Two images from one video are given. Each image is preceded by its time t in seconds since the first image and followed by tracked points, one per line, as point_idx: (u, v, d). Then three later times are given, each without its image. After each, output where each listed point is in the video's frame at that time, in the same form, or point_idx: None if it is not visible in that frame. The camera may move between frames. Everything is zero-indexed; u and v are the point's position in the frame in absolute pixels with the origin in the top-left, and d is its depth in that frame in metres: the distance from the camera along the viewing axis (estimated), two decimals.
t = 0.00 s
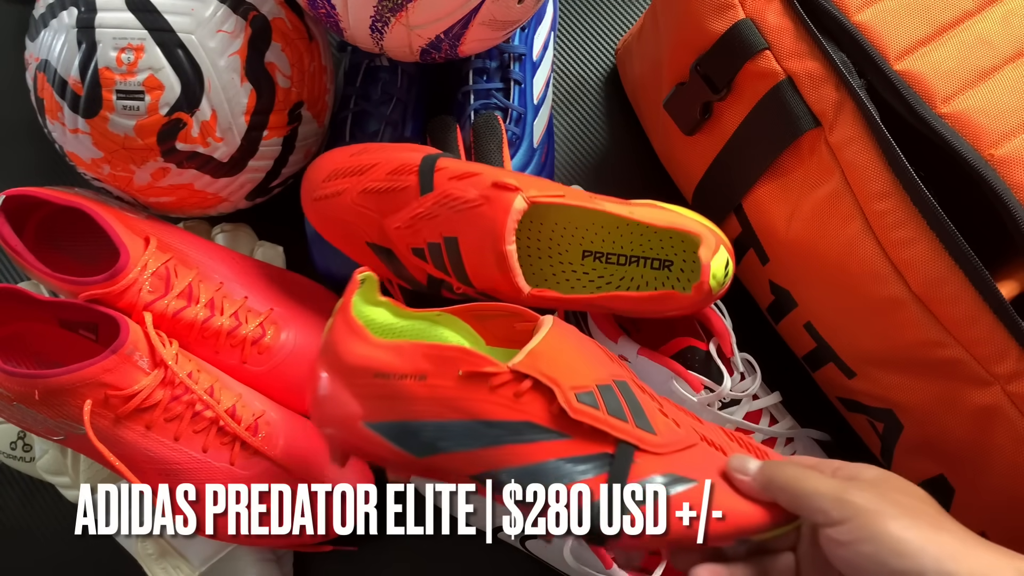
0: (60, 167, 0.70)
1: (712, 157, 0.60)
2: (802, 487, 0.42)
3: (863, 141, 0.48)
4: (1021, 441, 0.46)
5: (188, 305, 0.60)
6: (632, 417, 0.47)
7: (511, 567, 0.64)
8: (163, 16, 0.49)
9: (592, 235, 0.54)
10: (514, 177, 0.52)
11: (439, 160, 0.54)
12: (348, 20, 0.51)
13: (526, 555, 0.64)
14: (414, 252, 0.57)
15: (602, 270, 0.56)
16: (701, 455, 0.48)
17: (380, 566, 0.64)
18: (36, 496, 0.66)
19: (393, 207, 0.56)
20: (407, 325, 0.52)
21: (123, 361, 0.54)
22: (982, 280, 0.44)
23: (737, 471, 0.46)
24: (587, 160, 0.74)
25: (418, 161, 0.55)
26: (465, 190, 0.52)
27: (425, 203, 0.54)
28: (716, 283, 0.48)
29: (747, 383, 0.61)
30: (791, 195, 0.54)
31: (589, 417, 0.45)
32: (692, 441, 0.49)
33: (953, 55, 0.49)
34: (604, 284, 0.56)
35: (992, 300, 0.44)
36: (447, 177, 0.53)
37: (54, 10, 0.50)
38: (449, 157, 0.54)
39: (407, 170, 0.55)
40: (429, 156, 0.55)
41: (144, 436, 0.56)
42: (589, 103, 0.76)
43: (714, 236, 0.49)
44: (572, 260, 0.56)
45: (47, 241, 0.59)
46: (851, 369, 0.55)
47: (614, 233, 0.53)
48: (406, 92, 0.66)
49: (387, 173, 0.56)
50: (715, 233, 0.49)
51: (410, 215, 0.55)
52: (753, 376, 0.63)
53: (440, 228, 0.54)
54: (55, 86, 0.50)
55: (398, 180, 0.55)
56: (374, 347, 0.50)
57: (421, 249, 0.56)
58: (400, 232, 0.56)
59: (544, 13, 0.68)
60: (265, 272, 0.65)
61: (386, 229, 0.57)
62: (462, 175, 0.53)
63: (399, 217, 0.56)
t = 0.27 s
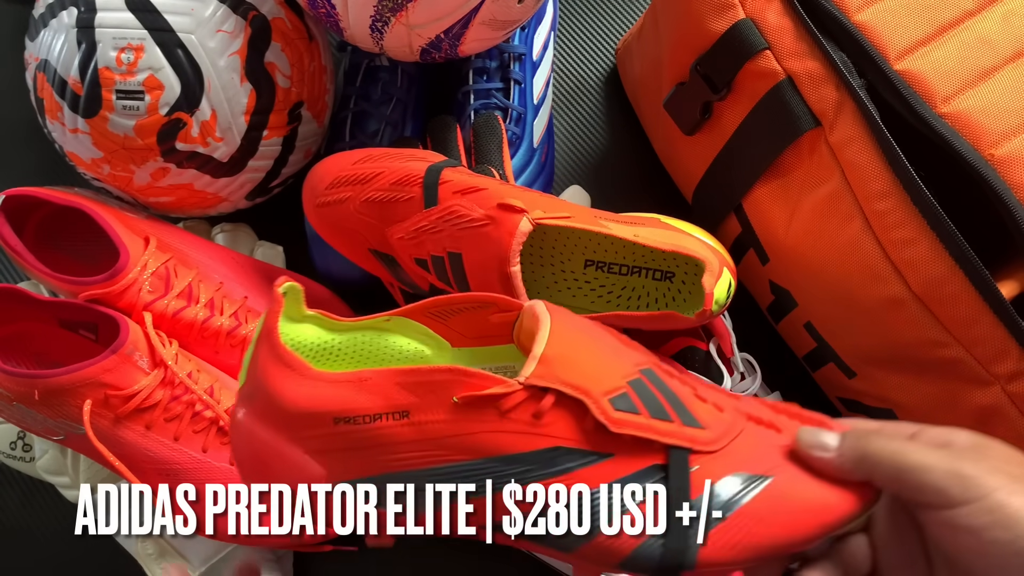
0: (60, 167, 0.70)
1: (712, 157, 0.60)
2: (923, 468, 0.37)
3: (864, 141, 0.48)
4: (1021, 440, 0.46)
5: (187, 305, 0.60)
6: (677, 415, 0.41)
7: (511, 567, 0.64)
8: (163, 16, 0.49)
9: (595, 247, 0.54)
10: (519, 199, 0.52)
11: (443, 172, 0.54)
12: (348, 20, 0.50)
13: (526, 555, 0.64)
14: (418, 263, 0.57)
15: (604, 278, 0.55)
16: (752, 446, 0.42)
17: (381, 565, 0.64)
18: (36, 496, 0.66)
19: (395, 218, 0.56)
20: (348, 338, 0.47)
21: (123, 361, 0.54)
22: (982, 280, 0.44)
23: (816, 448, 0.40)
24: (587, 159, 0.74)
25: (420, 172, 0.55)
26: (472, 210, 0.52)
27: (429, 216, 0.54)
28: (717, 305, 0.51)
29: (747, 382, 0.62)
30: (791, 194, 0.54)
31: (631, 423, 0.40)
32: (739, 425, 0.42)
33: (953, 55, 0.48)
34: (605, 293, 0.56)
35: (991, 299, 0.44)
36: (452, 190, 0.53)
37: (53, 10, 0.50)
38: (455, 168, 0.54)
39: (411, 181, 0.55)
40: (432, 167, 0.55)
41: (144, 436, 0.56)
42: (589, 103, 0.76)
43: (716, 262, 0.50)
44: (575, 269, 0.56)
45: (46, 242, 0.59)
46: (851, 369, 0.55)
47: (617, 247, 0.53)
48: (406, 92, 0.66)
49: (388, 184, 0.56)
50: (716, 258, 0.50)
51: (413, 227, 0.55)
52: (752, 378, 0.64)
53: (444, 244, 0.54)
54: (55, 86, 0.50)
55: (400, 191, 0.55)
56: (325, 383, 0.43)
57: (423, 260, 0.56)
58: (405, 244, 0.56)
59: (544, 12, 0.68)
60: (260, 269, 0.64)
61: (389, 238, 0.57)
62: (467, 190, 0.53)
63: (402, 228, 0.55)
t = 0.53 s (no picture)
0: (59, 167, 0.70)
1: (712, 156, 0.60)
2: (1000, 408, 0.36)
3: (864, 141, 0.48)
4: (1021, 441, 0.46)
5: (187, 305, 0.60)
6: (710, 394, 0.38)
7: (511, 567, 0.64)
8: (163, 16, 0.49)
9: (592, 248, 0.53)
10: (519, 199, 0.52)
11: (444, 171, 0.55)
12: (348, 20, 0.50)
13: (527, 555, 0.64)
14: (418, 263, 0.56)
15: (604, 278, 0.55)
16: (794, 401, 0.39)
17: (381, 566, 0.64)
18: (35, 496, 0.66)
19: (395, 218, 0.56)
20: (312, 364, 0.48)
21: (122, 361, 0.54)
22: (982, 279, 0.44)
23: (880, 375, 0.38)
24: (587, 159, 0.74)
25: (420, 173, 0.55)
26: (471, 211, 0.52)
27: (429, 216, 0.54)
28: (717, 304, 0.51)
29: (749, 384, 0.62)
30: (791, 194, 0.54)
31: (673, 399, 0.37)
32: (771, 383, 0.40)
33: (954, 55, 0.48)
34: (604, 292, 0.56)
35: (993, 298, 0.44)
36: (452, 190, 0.54)
37: (53, 10, 0.50)
38: (456, 169, 0.55)
39: (410, 181, 0.55)
40: (432, 167, 0.55)
41: (144, 436, 0.56)
42: (589, 102, 0.75)
43: (717, 261, 0.50)
44: (575, 269, 0.55)
45: (46, 242, 0.59)
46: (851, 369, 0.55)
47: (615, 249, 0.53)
48: (406, 91, 0.66)
49: (388, 184, 0.56)
50: (718, 258, 0.50)
51: (412, 227, 0.54)
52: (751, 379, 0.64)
53: (444, 244, 0.54)
54: (55, 86, 0.50)
55: (399, 191, 0.55)
56: (298, 439, 0.41)
57: (423, 260, 0.56)
58: (405, 244, 0.56)
59: (544, 12, 0.68)
60: (263, 271, 0.65)
61: (389, 238, 0.56)
62: (467, 191, 0.53)
63: (402, 228, 0.55)
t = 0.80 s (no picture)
0: (59, 167, 0.70)
1: (713, 156, 0.60)
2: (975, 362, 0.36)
3: (865, 141, 0.48)
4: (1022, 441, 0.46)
5: (186, 306, 0.60)
6: (647, 327, 0.36)
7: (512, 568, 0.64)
8: (162, 15, 0.49)
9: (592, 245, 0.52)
10: (519, 199, 0.52)
11: (443, 173, 0.55)
12: (348, 20, 0.50)
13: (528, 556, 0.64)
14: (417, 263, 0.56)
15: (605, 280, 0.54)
16: (758, 346, 0.36)
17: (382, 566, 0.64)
18: (35, 497, 0.66)
19: (396, 218, 0.56)
20: (300, 329, 0.43)
21: (121, 361, 0.53)
22: (982, 279, 0.44)
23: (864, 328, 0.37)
24: (587, 159, 0.74)
25: (419, 173, 0.55)
26: (472, 211, 0.52)
27: (429, 216, 0.53)
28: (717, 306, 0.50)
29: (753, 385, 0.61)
30: (792, 194, 0.54)
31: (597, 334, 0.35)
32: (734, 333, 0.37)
33: (954, 55, 0.48)
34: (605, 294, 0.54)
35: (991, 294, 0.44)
36: (452, 190, 0.54)
37: (52, 9, 0.50)
38: (455, 170, 0.55)
39: (410, 181, 0.55)
40: (431, 168, 0.55)
41: (142, 437, 0.55)
42: (589, 102, 0.75)
43: (717, 263, 0.50)
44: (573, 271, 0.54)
45: (45, 242, 0.59)
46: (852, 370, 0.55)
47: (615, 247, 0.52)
48: (405, 91, 0.66)
49: (388, 184, 0.56)
50: (717, 260, 0.50)
51: (413, 226, 0.54)
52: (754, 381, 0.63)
53: (443, 243, 0.53)
54: (54, 86, 0.50)
55: (400, 191, 0.55)
56: (253, 382, 0.40)
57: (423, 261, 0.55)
58: (404, 244, 0.55)
59: (544, 12, 0.68)
60: (264, 271, 0.65)
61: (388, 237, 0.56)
62: (467, 191, 0.53)
63: (401, 228, 0.55)
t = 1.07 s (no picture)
0: (59, 167, 0.70)
1: (713, 156, 0.60)
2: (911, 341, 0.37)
3: (865, 141, 0.48)
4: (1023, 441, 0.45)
5: (185, 306, 0.60)
6: (617, 297, 0.36)
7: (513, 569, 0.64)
8: (162, 15, 0.49)
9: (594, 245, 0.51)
10: (519, 199, 0.52)
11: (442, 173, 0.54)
12: (348, 19, 0.50)
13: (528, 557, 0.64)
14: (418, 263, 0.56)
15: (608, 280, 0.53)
16: (716, 314, 0.35)
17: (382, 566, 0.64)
18: (34, 498, 0.66)
19: (395, 218, 0.56)
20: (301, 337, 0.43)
21: (121, 361, 0.53)
22: (982, 278, 0.44)
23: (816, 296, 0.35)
24: (587, 159, 0.74)
25: (419, 172, 0.55)
26: (472, 211, 0.52)
27: (428, 216, 0.54)
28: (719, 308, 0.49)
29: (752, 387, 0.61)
30: (792, 194, 0.54)
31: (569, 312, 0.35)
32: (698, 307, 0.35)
33: (955, 54, 0.48)
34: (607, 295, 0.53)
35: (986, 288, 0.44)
36: (452, 190, 0.53)
37: (52, 9, 0.50)
38: (452, 169, 0.54)
39: (410, 181, 0.55)
40: (431, 167, 0.55)
41: (142, 437, 0.55)
42: (589, 102, 0.75)
43: (718, 262, 0.48)
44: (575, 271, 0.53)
45: (45, 242, 0.59)
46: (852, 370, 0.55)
47: (616, 245, 0.50)
48: (405, 91, 0.66)
49: (388, 184, 0.56)
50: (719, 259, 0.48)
51: (413, 227, 0.55)
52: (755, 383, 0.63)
53: (444, 244, 0.54)
54: (53, 85, 0.50)
55: (400, 191, 0.55)
56: (250, 376, 0.40)
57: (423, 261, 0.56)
58: (405, 244, 0.56)
59: (544, 11, 0.68)
60: (263, 271, 0.64)
61: (388, 237, 0.57)
62: (467, 190, 0.53)
63: (401, 228, 0.55)
